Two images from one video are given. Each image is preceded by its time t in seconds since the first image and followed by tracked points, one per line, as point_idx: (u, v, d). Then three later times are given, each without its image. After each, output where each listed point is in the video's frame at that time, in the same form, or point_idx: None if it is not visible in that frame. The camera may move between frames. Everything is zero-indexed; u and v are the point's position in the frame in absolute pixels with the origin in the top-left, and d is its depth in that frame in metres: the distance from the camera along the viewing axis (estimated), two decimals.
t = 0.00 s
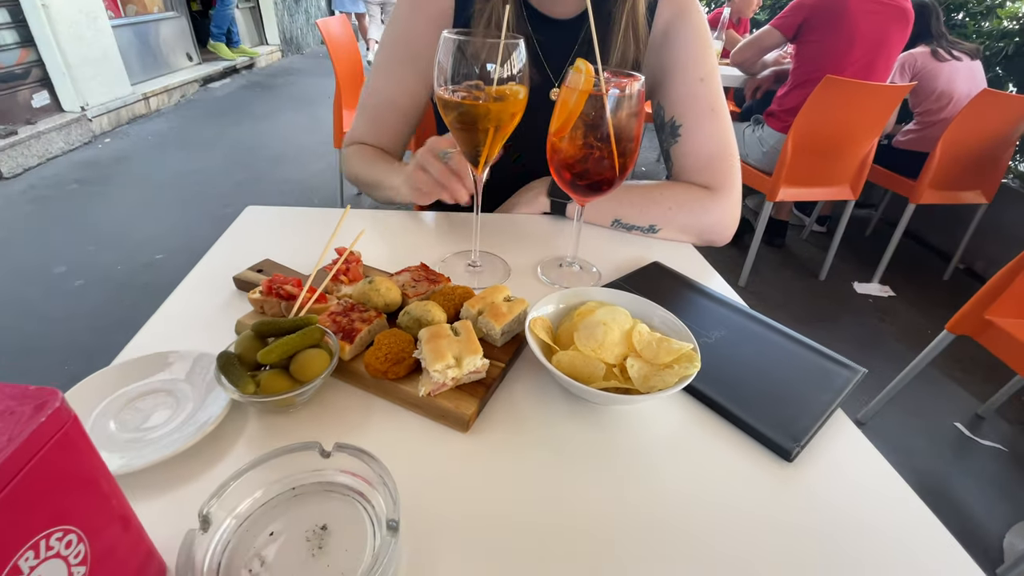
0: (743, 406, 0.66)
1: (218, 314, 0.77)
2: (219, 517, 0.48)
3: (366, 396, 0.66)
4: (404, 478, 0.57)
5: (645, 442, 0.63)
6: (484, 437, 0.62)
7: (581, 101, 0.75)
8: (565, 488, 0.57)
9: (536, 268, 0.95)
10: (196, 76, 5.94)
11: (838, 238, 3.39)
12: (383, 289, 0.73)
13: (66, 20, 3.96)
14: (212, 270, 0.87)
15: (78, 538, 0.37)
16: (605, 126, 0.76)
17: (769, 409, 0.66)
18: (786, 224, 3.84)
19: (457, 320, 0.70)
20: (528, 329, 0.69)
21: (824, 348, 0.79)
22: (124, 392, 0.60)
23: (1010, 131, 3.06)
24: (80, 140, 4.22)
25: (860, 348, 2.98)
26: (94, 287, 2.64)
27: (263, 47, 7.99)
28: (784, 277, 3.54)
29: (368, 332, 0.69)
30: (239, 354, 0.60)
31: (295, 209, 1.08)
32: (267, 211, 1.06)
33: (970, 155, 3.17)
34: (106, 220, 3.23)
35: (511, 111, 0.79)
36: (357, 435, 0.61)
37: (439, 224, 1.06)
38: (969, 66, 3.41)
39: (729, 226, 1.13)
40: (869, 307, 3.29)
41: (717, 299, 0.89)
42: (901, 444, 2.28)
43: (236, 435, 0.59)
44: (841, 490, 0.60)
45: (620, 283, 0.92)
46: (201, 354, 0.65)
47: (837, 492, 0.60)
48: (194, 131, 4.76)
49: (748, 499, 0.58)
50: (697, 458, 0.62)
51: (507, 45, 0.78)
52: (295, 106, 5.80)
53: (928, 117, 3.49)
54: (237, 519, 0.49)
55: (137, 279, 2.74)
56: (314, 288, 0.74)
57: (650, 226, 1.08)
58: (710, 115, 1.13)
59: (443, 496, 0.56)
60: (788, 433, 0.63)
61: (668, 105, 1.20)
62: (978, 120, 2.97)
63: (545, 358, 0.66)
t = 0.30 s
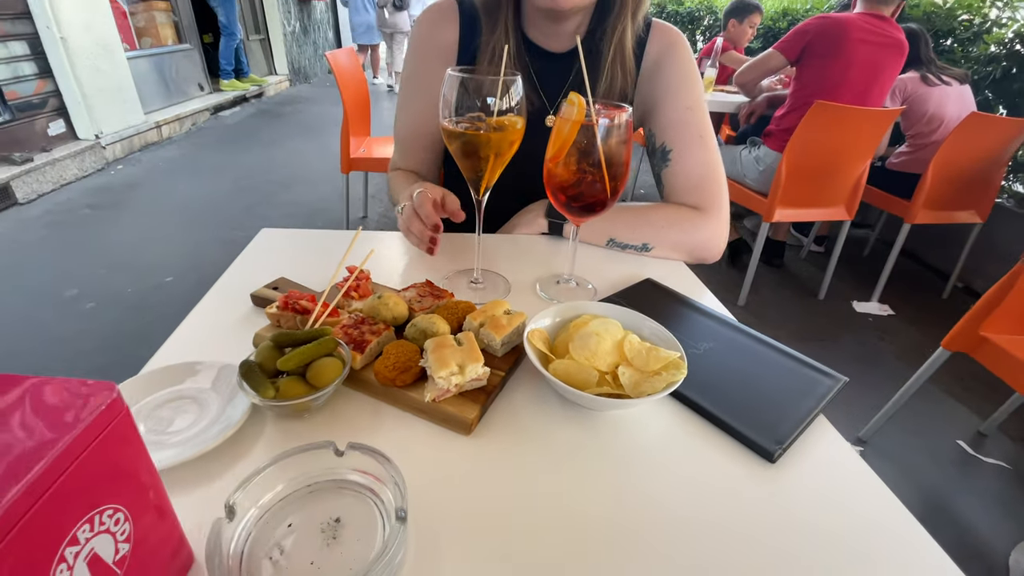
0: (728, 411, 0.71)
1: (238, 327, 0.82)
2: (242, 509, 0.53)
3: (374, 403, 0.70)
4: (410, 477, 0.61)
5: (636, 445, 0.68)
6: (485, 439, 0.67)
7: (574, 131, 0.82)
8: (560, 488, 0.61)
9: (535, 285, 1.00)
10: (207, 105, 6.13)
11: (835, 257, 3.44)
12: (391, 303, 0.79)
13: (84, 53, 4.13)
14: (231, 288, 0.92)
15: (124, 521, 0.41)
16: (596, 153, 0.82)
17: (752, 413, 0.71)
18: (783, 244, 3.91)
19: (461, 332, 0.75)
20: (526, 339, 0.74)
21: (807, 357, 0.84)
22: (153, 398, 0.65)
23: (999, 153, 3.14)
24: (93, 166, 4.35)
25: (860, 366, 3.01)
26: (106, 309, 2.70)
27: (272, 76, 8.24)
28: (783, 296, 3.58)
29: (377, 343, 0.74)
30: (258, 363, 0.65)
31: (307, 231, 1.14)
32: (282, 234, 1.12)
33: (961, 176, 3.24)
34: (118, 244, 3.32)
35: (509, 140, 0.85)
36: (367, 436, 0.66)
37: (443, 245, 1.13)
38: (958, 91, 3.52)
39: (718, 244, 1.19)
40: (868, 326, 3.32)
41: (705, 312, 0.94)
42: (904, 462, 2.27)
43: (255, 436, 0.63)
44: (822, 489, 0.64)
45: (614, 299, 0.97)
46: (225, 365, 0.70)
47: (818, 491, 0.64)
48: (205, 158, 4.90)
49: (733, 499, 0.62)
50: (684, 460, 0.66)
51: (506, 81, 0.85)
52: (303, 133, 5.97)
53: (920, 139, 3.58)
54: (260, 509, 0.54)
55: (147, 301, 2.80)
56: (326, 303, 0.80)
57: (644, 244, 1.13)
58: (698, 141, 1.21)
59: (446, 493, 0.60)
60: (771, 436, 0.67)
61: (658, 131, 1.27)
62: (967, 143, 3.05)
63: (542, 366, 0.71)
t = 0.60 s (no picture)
0: (710, 424, 0.76)
1: (254, 349, 0.88)
2: (264, 511, 0.58)
3: (382, 418, 0.76)
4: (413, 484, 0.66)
5: (625, 456, 0.72)
6: (484, 450, 0.72)
7: (566, 166, 0.89)
8: (553, 495, 0.66)
9: (532, 308, 1.07)
10: (217, 136, 6.32)
11: (831, 280, 3.50)
12: (398, 325, 0.85)
13: (100, 87, 4.30)
14: (248, 312, 0.99)
15: (166, 515, 0.46)
16: (586, 186, 0.90)
17: (734, 426, 0.76)
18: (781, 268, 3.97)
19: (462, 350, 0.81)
20: (523, 358, 0.80)
21: (788, 375, 0.89)
22: (179, 412, 0.70)
23: (987, 178, 3.23)
24: (106, 195, 4.48)
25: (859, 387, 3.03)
26: (116, 333, 2.77)
27: (281, 108, 8.50)
28: (781, 318, 3.62)
29: (385, 361, 0.80)
30: (276, 380, 0.71)
31: (318, 259, 1.21)
32: (294, 262, 1.19)
33: (952, 200, 3.32)
34: (129, 271, 3.41)
35: (506, 175, 0.93)
36: (376, 447, 0.71)
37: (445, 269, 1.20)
38: (947, 118, 3.61)
39: (706, 267, 1.26)
40: (867, 347, 3.35)
41: (691, 333, 1.00)
42: (906, 483, 2.26)
43: (272, 447, 0.69)
44: (800, 497, 0.68)
45: (608, 319, 1.03)
46: (247, 384, 0.76)
47: (794, 497, 0.68)
48: (215, 187, 5.05)
49: (715, 504, 0.66)
50: (670, 470, 0.71)
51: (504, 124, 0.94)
52: (311, 162, 6.15)
53: (911, 164, 3.67)
54: (281, 511, 0.59)
55: (156, 326, 2.87)
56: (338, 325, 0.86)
57: (636, 266, 1.20)
58: (685, 172, 1.30)
59: (447, 499, 0.64)
60: (751, 447, 0.72)
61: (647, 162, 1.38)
62: (955, 168, 3.14)
63: (538, 382, 0.77)
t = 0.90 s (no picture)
0: (696, 436, 0.80)
1: (262, 368, 0.93)
2: (274, 516, 0.62)
3: (384, 431, 0.80)
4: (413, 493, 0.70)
5: (615, 467, 0.76)
6: (481, 461, 0.76)
7: (558, 194, 0.96)
8: (546, 502, 0.69)
9: (529, 327, 1.11)
10: (225, 163, 6.48)
11: (829, 300, 3.54)
12: (401, 343, 0.90)
13: (112, 118, 4.44)
14: (256, 333, 1.04)
15: (187, 513, 0.50)
16: (578, 213, 0.96)
17: (719, 439, 0.80)
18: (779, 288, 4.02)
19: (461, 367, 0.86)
20: (518, 373, 0.85)
21: (772, 390, 0.93)
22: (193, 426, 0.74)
23: (976, 199, 3.30)
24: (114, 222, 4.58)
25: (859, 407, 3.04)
26: (121, 357, 2.81)
27: (286, 136, 8.72)
28: (780, 339, 3.64)
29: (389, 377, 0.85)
30: (286, 395, 0.76)
31: (323, 283, 1.27)
32: (301, 286, 1.25)
33: (943, 222, 3.39)
34: (135, 296, 3.47)
35: (502, 203, 0.99)
36: (380, 458, 0.75)
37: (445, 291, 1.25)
38: (939, 141, 3.71)
39: (695, 287, 1.31)
40: (866, 367, 3.36)
41: (680, 350, 1.05)
42: (908, 503, 2.25)
43: (281, 459, 0.73)
44: (783, 505, 0.71)
45: (601, 338, 1.08)
46: (259, 399, 0.81)
47: (776, 505, 0.71)
48: (221, 213, 5.16)
49: (699, 511, 0.70)
50: (658, 480, 0.74)
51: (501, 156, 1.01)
52: (315, 188, 6.29)
53: (903, 187, 3.75)
54: (292, 515, 0.63)
55: (161, 349, 2.91)
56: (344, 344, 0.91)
57: (628, 286, 1.26)
58: (673, 197, 1.37)
59: (445, 506, 0.68)
60: (734, 457, 0.76)
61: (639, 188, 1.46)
62: (944, 191, 3.21)
63: (532, 396, 0.81)
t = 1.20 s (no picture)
0: (682, 454, 0.83)
1: (265, 390, 0.96)
2: (277, 531, 0.65)
3: (382, 450, 0.83)
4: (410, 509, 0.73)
5: (604, 484, 0.79)
6: (474, 478, 0.78)
7: (549, 222, 1.01)
8: (538, 518, 0.72)
9: (524, 349, 1.15)
10: (229, 190, 6.60)
11: (826, 321, 3.56)
12: (399, 367, 0.94)
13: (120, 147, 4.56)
14: (259, 357, 1.07)
15: (196, 525, 0.53)
16: (567, 239, 1.00)
17: (704, 457, 0.83)
18: (776, 311, 4.04)
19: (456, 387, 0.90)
20: (511, 394, 0.88)
21: (758, 410, 0.96)
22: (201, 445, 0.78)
23: (967, 221, 3.36)
24: (119, 248, 4.65)
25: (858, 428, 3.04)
26: (122, 382, 2.83)
27: (290, 164, 8.91)
28: (778, 361, 3.65)
29: (386, 399, 0.88)
30: (288, 416, 0.79)
31: (325, 307, 1.31)
32: (304, 310, 1.29)
33: (936, 243, 3.44)
34: (138, 321, 3.51)
35: (496, 231, 1.04)
36: (377, 475, 0.78)
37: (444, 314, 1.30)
38: (931, 166, 3.79)
39: (685, 309, 1.35)
40: (865, 389, 3.37)
41: (670, 370, 1.08)
42: (909, 526, 2.24)
43: (283, 477, 0.76)
44: (768, 520, 0.73)
45: (594, 358, 1.12)
46: (264, 420, 0.84)
47: (761, 519, 0.74)
48: (225, 239, 5.25)
49: (684, 526, 0.72)
50: (646, 496, 0.77)
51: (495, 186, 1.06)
52: (318, 214, 6.40)
53: (896, 210, 3.82)
54: (293, 530, 0.66)
55: (162, 374, 2.94)
56: (343, 366, 0.95)
57: (621, 309, 1.30)
58: (661, 224, 1.43)
59: (442, 523, 0.70)
60: (719, 474, 0.79)
61: (630, 215, 1.52)
62: (934, 213, 3.28)
63: (525, 415, 0.85)
